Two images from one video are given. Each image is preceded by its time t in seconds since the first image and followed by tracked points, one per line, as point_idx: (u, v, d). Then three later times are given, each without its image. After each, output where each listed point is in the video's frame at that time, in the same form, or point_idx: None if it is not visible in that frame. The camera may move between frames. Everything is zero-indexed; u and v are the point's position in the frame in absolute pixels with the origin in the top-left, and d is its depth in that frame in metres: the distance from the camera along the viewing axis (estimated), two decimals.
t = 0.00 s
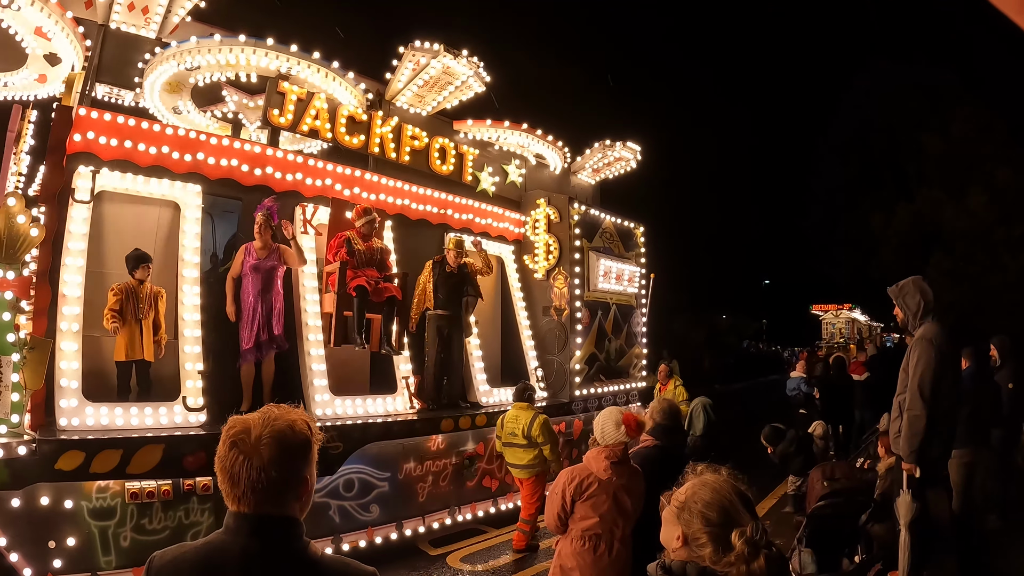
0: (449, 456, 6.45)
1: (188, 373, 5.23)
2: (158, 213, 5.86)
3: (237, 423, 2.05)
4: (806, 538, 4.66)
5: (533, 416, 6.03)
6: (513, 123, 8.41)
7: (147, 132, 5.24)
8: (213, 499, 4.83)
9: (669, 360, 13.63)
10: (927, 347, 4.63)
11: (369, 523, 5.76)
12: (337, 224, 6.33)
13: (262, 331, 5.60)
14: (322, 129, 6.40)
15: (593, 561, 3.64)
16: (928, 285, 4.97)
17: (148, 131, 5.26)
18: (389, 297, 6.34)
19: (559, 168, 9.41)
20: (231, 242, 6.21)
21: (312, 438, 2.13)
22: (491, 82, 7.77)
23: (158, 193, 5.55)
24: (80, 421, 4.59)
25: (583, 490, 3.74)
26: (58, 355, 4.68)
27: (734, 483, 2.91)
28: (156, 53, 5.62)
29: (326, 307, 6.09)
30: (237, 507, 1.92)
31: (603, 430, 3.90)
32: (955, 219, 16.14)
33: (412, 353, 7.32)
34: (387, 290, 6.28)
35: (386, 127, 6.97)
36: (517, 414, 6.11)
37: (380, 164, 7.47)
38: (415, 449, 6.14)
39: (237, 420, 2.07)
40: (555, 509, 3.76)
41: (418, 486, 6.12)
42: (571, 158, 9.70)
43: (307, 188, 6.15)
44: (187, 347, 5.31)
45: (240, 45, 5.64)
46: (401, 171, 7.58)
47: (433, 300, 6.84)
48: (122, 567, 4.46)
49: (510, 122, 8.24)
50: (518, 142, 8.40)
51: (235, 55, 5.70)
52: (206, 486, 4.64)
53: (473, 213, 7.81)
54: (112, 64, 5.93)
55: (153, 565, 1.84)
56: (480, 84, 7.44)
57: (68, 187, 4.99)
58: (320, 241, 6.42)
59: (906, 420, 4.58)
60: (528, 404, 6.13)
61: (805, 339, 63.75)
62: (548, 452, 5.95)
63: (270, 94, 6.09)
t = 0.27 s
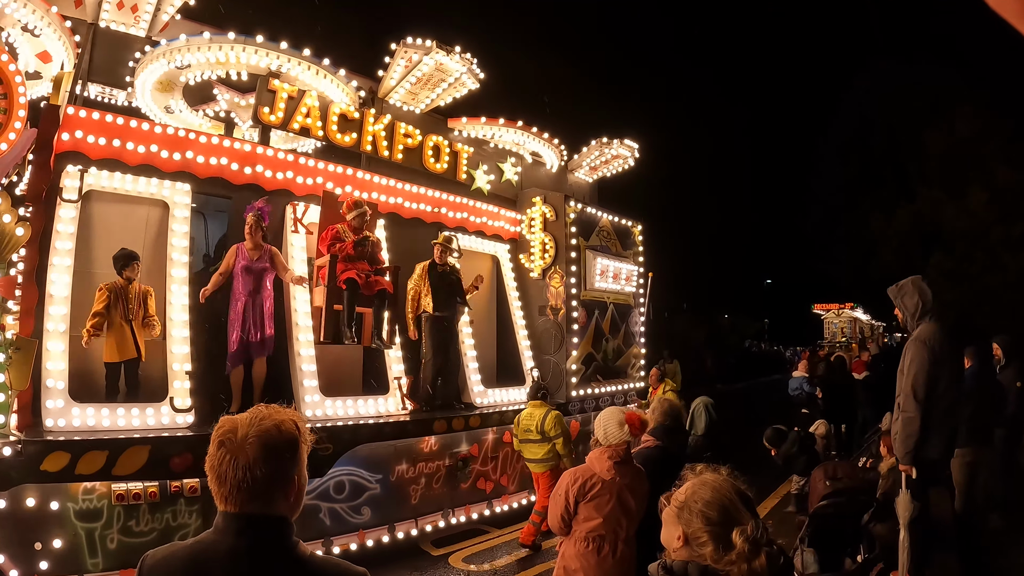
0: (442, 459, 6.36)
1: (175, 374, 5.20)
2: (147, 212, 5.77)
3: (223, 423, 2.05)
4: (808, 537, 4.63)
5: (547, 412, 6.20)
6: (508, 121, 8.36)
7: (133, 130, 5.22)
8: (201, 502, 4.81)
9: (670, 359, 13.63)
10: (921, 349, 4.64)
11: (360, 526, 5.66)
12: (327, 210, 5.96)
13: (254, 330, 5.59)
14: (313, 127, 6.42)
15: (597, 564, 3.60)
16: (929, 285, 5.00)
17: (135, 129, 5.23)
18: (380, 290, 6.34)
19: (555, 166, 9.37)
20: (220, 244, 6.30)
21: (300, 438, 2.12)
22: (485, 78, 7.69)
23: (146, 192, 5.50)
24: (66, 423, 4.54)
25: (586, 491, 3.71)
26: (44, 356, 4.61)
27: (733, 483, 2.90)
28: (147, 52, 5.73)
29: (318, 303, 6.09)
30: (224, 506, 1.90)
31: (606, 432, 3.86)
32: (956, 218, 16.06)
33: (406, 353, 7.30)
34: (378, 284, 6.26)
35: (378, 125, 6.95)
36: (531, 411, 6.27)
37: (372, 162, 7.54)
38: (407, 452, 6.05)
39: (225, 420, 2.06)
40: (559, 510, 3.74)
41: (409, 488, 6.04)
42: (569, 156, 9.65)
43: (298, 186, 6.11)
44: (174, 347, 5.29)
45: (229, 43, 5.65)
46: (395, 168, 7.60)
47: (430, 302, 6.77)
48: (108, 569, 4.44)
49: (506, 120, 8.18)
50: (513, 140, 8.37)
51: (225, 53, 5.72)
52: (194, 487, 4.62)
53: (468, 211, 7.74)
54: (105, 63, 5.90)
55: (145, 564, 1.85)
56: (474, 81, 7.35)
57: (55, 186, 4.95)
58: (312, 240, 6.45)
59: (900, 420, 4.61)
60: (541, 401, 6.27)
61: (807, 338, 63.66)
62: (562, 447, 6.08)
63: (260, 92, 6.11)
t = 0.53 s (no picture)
0: (436, 461, 6.24)
1: (163, 376, 5.19)
2: (137, 212, 5.79)
3: (206, 427, 2.05)
4: (812, 537, 4.62)
5: (559, 406, 6.46)
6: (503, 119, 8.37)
7: (123, 129, 5.23)
8: (189, 504, 4.75)
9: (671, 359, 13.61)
10: (916, 351, 4.71)
11: (352, 529, 5.57)
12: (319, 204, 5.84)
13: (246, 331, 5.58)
14: (305, 126, 6.33)
15: (601, 565, 3.58)
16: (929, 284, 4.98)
17: (125, 129, 5.24)
18: (371, 285, 6.21)
19: (552, 164, 9.33)
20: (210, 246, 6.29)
21: (283, 439, 2.09)
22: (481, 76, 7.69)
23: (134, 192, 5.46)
24: (53, 424, 4.53)
25: (592, 493, 3.66)
26: (31, 356, 4.61)
27: (732, 481, 2.87)
28: (138, 51, 5.73)
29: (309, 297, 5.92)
30: (208, 509, 1.90)
31: (612, 433, 3.86)
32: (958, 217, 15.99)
33: (398, 355, 7.24)
34: (369, 278, 6.14)
35: (372, 124, 6.89)
36: (544, 405, 6.52)
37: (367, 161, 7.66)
38: (399, 453, 5.93)
39: (207, 424, 2.05)
40: (563, 512, 3.70)
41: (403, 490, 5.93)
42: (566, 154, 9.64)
43: (290, 185, 6.10)
44: (162, 349, 5.25)
45: (219, 41, 5.67)
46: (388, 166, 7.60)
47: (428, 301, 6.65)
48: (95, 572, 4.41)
49: (501, 117, 8.20)
50: (509, 138, 8.37)
51: (215, 51, 5.72)
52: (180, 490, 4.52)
53: (463, 211, 7.75)
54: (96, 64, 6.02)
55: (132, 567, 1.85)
56: (467, 78, 7.34)
57: (44, 186, 4.95)
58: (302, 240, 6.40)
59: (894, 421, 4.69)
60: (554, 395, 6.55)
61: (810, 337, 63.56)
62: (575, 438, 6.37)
63: (251, 91, 6.03)
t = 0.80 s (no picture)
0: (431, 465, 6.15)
1: (154, 379, 5.16)
2: (129, 214, 5.76)
3: (195, 427, 2.05)
4: (817, 538, 4.47)
5: (576, 407, 6.46)
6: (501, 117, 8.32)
7: (116, 131, 5.25)
8: (180, 508, 4.76)
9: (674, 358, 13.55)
10: (916, 350, 4.70)
11: (345, 533, 5.49)
12: (311, 202, 5.84)
13: (238, 331, 5.52)
14: (299, 126, 6.34)
15: (610, 566, 3.55)
16: (932, 282, 4.98)
17: (117, 131, 5.26)
18: (365, 283, 6.17)
19: (550, 163, 9.30)
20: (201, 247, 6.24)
21: (271, 439, 2.09)
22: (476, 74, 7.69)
23: (128, 194, 5.46)
24: (44, 428, 4.52)
25: (600, 494, 3.64)
26: (21, 360, 4.62)
27: (733, 480, 2.85)
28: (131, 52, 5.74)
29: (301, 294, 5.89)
30: (198, 508, 1.89)
31: (618, 433, 3.92)
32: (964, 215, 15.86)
33: (393, 357, 7.20)
34: (363, 276, 6.11)
35: (366, 123, 6.88)
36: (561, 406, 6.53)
37: (362, 162, 7.61)
38: (393, 456, 5.86)
39: (195, 425, 2.04)
40: (569, 514, 3.67)
41: (397, 494, 5.84)
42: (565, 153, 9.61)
43: (283, 186, 6.14)
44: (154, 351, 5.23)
45: (210, 41, 5.66)
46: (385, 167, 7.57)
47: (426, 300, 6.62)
48: None
49: (498, 116, 8.14)
50: (507, 136, 8.31)
51: (206, 51, 5.72)
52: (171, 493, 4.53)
53: (460, 210, 7.74)
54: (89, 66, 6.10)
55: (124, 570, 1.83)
56: (461, 76, 7.32)
57: (34, 189, 4.87)
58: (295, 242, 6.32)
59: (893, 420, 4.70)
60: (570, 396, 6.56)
61: (815, 336, 63.29)
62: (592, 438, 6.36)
63: (244, 91, 6.03)
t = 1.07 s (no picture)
0: (430, 469, 6.03)
1: (148, 383, 5.11)
2: (124, 218, 5.77)
3: (190, 428, 2.15)
4: (825, 536, 4.47)
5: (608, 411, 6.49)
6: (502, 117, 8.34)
7: (110, 135, 5.29)
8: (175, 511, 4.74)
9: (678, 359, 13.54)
10: (925, 348, 4.62)
11: (344, 537, 5.42)
12: (309, 203, 5.84)
13: (234, 334, 5.49)
14: (296, 128, 6.34)
15: (621, 566, 3.53)
16: (940, 281, 4.86)
17: (112, 134, 5.30)
18: (362, 283, 6.18)
19: (553, 164, 9.26)
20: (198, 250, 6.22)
21: (262, 437, 2.18)
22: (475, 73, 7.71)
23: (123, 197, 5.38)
24: (40, 432, 4.53)
25: (611, 494, 3.60)
26: (17, 364, 4.62)
27: (737, 479, 2.85)
28: (127, 57, 5.80)
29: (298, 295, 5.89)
30: (194, 506, 1.99)
31: (624, 432, 3.84)
32: (974, 214, 15.72)
33: (394, 359, 7.20)
34: (360, 275, 6.12)
35: (364, 124, 6.86)
36: (593, 410, 6.53)
37: (361, 163, 7.56)
38: (392, 461, 5.75)
39: (190, 426, 2.14)
40: (581, 516, 3.63)
41: (396, 499, 5.75)
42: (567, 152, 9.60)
43: (280, 188, 6.14)
44: (149, 354, 5.21)
45: (204, 43, 5.67)
46: (384, 169, 7.54)
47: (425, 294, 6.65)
48: None
49: (498, 115, 8.14)
50: (507, 136, 8.33)
51: (201, 54, 5.75)
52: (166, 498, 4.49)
53: (461, 211, 7.71)
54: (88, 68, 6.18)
55: (127, 568, 1.92)
56: (460, 76, 7.32)
57: (31, 193, 4.93)
58: (292, 244, 6.28)
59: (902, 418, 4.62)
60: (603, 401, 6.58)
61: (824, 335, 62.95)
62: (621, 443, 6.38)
63: (240, 93, 6.05)
